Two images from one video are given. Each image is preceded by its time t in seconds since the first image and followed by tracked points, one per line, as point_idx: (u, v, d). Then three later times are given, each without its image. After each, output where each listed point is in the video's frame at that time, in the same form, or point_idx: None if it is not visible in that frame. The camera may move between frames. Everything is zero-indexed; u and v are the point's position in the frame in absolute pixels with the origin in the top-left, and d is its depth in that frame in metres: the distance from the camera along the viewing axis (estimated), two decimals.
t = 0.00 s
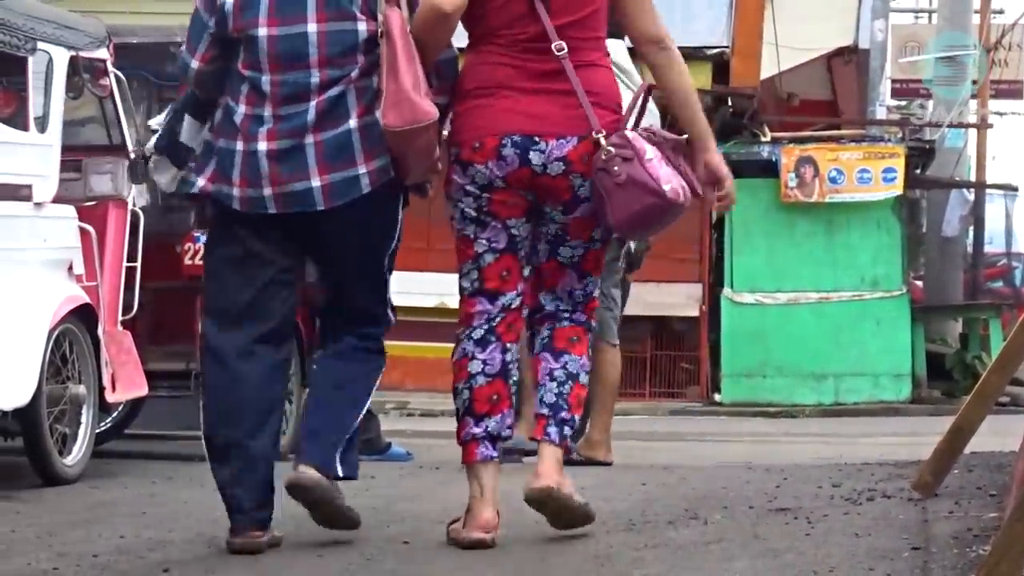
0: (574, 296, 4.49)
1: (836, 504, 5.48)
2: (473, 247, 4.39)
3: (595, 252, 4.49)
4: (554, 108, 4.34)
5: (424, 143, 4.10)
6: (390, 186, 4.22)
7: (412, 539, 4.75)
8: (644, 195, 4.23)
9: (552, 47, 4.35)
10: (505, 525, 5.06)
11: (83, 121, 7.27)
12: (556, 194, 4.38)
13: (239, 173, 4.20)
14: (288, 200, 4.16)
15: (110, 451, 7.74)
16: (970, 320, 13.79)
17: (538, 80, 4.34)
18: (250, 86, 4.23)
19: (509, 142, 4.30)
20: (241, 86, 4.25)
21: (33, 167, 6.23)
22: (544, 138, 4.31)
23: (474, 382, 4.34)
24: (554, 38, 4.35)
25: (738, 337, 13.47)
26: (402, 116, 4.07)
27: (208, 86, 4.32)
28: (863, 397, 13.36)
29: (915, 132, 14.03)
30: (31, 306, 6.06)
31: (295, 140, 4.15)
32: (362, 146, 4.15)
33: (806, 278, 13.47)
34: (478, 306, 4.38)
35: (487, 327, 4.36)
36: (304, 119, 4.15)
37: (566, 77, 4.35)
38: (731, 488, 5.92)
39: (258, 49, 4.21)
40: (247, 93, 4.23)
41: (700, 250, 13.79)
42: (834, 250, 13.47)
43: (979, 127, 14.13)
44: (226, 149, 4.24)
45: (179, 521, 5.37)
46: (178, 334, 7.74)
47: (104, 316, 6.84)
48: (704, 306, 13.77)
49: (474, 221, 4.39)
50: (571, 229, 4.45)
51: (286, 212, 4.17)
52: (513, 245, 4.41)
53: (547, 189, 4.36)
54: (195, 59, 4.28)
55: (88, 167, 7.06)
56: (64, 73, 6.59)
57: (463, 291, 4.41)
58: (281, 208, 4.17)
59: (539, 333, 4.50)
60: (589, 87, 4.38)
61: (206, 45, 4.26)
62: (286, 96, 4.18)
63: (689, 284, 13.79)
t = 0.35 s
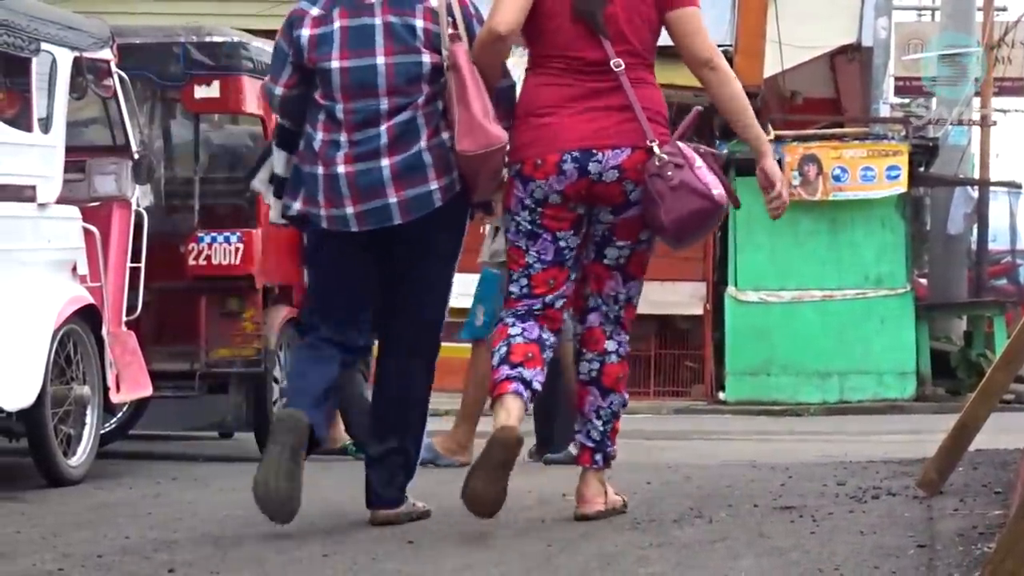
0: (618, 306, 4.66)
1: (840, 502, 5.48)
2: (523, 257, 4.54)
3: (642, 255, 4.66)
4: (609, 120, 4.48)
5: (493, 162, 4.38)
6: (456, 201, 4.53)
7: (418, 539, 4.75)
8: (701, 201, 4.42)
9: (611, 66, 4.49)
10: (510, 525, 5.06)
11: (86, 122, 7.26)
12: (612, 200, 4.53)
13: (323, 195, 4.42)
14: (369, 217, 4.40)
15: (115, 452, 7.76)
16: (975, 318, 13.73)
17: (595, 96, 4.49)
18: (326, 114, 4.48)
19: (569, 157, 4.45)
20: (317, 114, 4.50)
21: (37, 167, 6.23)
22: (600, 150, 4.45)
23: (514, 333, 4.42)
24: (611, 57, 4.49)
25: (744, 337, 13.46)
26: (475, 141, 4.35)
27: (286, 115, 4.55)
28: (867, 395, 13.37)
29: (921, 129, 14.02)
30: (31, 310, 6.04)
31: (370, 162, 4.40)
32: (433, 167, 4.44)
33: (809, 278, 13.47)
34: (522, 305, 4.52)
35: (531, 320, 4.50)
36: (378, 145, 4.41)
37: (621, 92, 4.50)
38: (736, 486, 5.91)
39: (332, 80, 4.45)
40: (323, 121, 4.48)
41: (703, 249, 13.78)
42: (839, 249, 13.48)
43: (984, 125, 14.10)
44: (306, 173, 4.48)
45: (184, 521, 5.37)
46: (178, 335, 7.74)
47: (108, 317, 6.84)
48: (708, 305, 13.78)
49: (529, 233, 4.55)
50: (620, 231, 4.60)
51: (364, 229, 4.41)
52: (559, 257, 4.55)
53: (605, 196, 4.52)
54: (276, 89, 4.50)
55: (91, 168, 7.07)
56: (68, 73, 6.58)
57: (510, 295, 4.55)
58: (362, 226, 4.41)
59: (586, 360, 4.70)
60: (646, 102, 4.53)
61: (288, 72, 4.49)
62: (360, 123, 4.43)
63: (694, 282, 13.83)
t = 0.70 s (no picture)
0: (634, 289, 4.78)
1: (844, 502, 5.48)
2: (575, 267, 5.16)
3: (658, 245, 4.83)
4: (635, 141, 4.89)
5: (525, 177, 4.85)
6: (496, 214, 4.95)
7: (420, 538, 4.75)
8: (725, 214, 4.79)
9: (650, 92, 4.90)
10: (512, 524, 5.06)
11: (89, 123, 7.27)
12: (631, 206, 4.86)
13: (378, 214, 4.92)
14: (412, 230, 4.87)
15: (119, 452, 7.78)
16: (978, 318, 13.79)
17: (625, 116, 4.91)
18: (383, 135, 4.97)
19: (589, 177, 4.91)
20: (376, 137, 4.99)
21: (42, 168, 6.24)
22: (619, 165, 4.86)
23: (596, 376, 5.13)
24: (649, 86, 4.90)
25: (747, 338, 13.46)
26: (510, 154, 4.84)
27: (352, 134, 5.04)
28: (870, 395, 13.36)
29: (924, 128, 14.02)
30: (32, 312, 6.03)
31: (417, 181, 4.88)
32: (469, 182, 4.88)
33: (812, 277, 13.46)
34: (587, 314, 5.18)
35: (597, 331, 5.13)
36: (427, 162, 4.88)
37: (654, 117, 4.90)
38: (739, 486, 5.91)
39: (393, 104, 4.93)
40: (381, 144, 4.97)
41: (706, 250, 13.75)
42: (841, 249, 13.49)
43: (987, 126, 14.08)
44: (366, 189, 4.99)
45: (186, 522, 5.37)
46: (182, 336, 7.75)
47: (111, 317, 6.84)
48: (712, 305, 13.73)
49: (575, 247, 5.13)
50: (638, 222, 4.85)
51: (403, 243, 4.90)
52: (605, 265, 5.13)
53: (624, 202, 4.87)
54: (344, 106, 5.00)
55: (94, 169, 7.06)
56: (70, 75, 6.57)
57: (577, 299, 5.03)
58: (409, 237, 4.88)
59: (603, 337, 4.81)
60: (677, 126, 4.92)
61: (357, 92, 4.99)
62: (413, 144, 4.90)
63: (698, 283, 13.82)
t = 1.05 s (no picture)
0: (716, 294, 5.63)
1: (848, 500, 5.48)
2: (619, 253, 5.51)
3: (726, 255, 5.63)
4: (685, 144, 5.48)
5: (570, 175, 5.26)
6: (546, 212, 5.44)
7: (425, 539, 4.75)
8: (763, 211, 5.35)
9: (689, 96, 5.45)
10: (516, 524, 5.06)
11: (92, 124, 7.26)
12: (684, 211, 5.50)
13: (426, 206, 5.41)
14: (465, 225, 5.37)
15: (125, 453, 7.81)
16: (981, 316, 13.89)
17: (675, 120, 5.48)
18: (433, 136, 5.46)
19: (647, 171, 5.44)
20: (427, 136, 5.48)
21: (45, 170, 6.24)
22: (672, 169, 5.43)
23: (617, 361, 5.42)
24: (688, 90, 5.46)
25: (750, 336, 13.43)
26: (556, 154, 5.22)
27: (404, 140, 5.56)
28: (874, 394, 13.35)
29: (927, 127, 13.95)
30: (32, 316, 6.01)
31: (468, 179, 5.37)
32: (523, 181, 5.37)
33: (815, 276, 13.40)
34: (622, 301, 5.48)
35: (628, 319, 5.45)
36: (476, 162, 5.37)
37: (694, 118, 5.48)
38: (743, 484, 5.90)
39: (440, 108, 5.42)
40: (431, 142, 5.46)
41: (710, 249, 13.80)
42: (845, 248, 13.44)
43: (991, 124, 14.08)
44: (417, 186, 5.47)
45: (191, 522, 5.37)
46: (186, 337, 7.76)
47: (115, 318, 6.85)
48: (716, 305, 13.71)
49: (621, 233, 5.52)
50: (702, 240, 5.58)
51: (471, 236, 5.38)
52: (650, 254, 5.51)
53: (681, 209, 5.50)
54: (389, 121, 5.53)
55: (98, 170, 7.13)
56: (74, 76, 6.56)
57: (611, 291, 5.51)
58: (460, 233, 5.37)
59: (691, 333, 5.68)
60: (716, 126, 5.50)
61: (397, 109, 5.50)
62: (461, 141, 5.40)
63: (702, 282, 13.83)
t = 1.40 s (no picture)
0: (755, 303, 5.95)
1: (852, 503, 5.49)
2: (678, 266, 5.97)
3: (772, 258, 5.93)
4: (739, 153, 5.88)
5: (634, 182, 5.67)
6: (604, 216, 5.81)
7: (429, 543, 4.75)
8: (829, 213, 5.84)
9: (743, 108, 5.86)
10: (520, 528, 5.07)
11: (94, 130, 7.27)
12: (738, 217, 5.89)
13: (500, 219, 5.76)
14: (540, 233, 5.69)
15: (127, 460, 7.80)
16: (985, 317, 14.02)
17: (731, 132, 5.88)
18: (496, 152, 5.82)
19: (703, 185, 5.86)
20: (490, 154, 5.84)
21: (46, 177, 6.25)
22: (728, 177, 5.84)
23: (679, 335, 5.91)
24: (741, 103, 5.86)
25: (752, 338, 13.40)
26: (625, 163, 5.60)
27: (465, 154, 5.92)
28: (877, 395, 13.37)
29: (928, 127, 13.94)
30: (33, 322, 6.00)
31: (535, 191, 5.72)
32: (584, 190, 5.72)
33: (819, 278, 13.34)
34: (679, 303, 5.97)
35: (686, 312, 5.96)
36: (539, 175, 5.72)
37: (749, 130, 5.89)
38: (747, 488, 5.90)
39: (500, 127, 5.78)
40: (494, 159, 5.82)
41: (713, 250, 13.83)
42: (846, 249, 13.42)
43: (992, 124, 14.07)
44: (487, 200, 5.83)
45: (196, 528, 5.37)
46: (189, 343, 7.75)
47: (118, 323, 6.85)
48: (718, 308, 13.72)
49: (677, 249, 5.98)
50: (751, 240, 5.92)
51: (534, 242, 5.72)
52: (704, 266, 5.97)
53: (735, 215, 5.89)
54: (452, 133, 5.88)
55: (100, 176, 7.13)
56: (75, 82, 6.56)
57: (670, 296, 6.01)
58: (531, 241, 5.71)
59: (732, 345, 5.99)
60: (769, 138, 5.89)
61: (461, 122, 5.86)
62: (524, 156, 5.74)
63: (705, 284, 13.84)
